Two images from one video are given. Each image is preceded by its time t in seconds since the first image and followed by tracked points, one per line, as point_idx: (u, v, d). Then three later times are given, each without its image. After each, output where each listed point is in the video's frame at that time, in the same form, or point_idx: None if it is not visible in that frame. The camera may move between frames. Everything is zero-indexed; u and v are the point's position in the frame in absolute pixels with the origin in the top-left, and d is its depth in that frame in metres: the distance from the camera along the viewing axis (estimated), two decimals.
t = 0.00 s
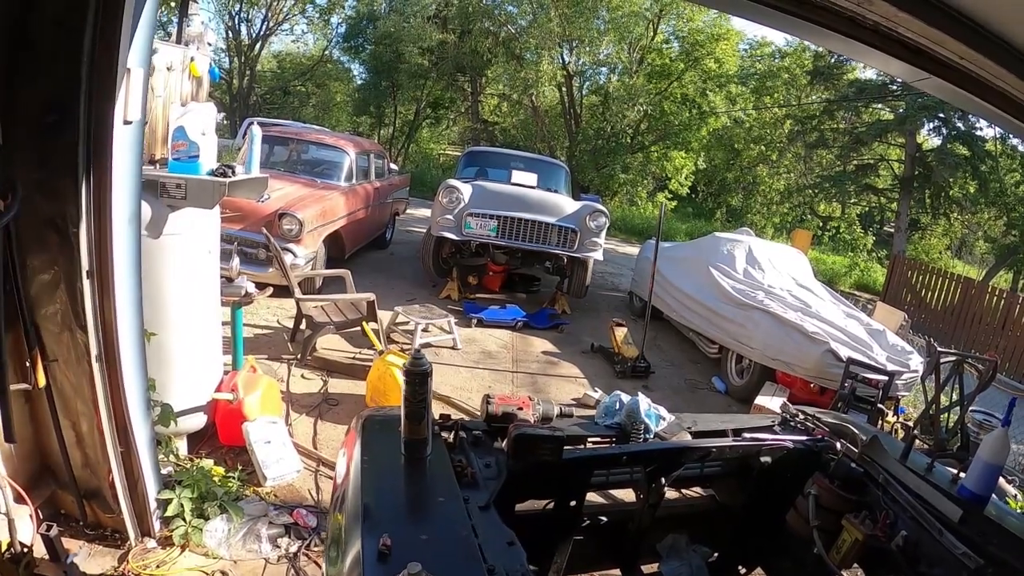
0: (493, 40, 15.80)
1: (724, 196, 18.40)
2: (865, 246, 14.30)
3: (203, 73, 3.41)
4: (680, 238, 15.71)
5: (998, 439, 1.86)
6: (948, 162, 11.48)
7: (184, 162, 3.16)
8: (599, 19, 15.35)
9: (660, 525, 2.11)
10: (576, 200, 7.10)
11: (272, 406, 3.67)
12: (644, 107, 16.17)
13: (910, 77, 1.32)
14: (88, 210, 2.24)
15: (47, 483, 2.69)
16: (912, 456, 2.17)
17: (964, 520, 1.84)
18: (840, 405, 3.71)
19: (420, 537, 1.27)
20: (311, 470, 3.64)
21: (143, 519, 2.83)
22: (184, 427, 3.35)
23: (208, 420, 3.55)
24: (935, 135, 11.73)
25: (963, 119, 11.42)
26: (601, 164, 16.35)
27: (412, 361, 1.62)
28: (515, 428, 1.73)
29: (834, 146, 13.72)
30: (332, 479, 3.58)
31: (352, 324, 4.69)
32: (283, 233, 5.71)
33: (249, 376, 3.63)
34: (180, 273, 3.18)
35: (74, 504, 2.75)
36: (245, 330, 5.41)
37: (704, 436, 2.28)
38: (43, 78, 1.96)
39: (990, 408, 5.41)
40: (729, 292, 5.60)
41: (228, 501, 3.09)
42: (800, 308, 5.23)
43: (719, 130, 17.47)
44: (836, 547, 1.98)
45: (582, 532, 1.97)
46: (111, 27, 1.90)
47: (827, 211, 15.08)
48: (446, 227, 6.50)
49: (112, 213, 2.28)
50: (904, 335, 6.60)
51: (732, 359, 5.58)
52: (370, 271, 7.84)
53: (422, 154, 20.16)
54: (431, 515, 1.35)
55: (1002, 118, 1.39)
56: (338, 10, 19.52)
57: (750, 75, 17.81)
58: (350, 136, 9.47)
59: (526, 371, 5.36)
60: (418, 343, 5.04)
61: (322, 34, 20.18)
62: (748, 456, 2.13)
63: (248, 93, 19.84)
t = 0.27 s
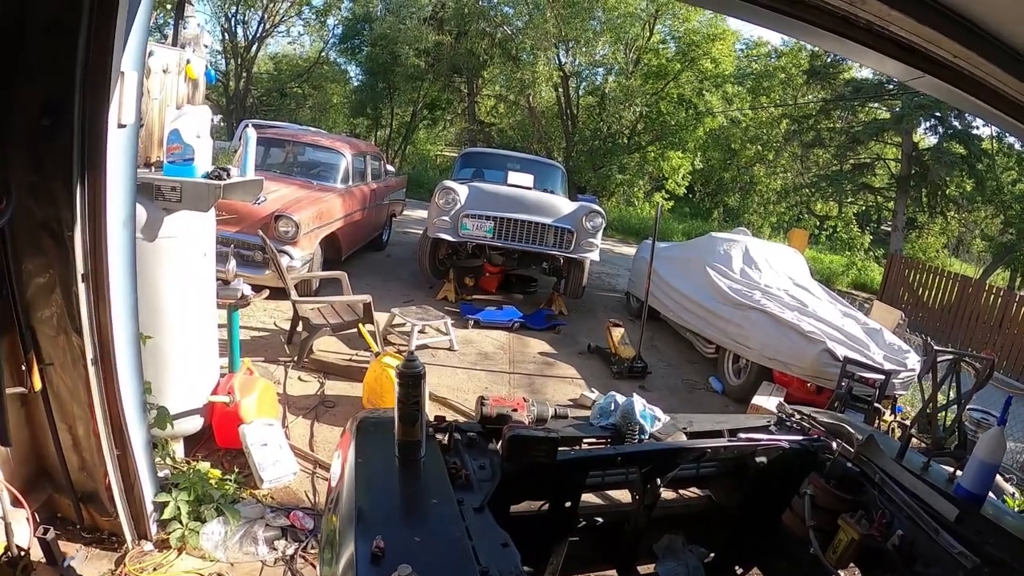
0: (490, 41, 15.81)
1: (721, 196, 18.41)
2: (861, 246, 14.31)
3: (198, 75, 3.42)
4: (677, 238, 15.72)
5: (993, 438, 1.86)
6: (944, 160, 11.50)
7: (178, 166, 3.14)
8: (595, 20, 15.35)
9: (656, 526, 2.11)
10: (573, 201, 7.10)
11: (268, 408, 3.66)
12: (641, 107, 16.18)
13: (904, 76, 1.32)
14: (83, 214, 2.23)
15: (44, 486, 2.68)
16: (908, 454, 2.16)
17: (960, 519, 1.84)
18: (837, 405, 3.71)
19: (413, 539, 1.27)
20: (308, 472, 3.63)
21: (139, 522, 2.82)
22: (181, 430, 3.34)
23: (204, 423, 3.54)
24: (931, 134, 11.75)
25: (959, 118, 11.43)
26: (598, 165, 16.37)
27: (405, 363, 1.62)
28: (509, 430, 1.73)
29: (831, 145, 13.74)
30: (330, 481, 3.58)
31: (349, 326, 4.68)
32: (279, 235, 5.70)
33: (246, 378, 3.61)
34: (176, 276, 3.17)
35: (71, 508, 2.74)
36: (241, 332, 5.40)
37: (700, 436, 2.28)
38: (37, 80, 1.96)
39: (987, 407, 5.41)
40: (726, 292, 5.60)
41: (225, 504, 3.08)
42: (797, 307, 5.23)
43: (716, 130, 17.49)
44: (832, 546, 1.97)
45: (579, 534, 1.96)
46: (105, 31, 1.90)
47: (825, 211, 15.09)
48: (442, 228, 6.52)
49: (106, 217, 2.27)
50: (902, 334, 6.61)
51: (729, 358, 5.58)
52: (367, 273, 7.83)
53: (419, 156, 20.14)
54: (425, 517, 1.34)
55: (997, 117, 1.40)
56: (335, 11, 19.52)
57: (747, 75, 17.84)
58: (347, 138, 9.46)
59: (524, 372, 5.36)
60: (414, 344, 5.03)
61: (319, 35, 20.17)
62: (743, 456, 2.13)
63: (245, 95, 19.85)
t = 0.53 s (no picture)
0: (487, 42, 15.80)
1: (719, 196, 18.43)
2: (860, 246, 14.37)
3: (197, 78, 3.39)
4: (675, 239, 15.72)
5: (994, 439, 1.85)
6: (941, 160, 11.52)
7: (177, 168, 3.16)
8: (592, 21, 15.34)
9: (657, 528, 2.10)
10: (571, 202, 7.10)
11: (268, 412, 3.65)
12: (639, 107, 16.17)
13: (903, 76, 1.32)
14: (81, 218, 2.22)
15: (43, 492, 2.67)
16: (909, 455, 2.16)
17: (962, 520, 1.84)
18: (836, 406, 3.71)
19: (414, 545, 1.26)
20: (308, 476, 3.62)
21: (139, 526, 2.81)
22: (180, 434, 3.32)
23: (204, 427, 3.53)
24: (929, 133, 11.77)
25: (957, 117, 11.44)
26: (596, 166, 16.38)
27: (405, 367, 1.61)
28: (510, 434, 1.73)
29: (829, 145, 13.76)
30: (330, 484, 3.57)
31: (348, 329, 4.68)
32: (278, 238, 5.69)
33: (245, 382, 3.58)
34: (175, 280, 3.17)
35: (70, 513, 2.73)
36: (240, 336, 5.40)
37: (701, 438, 2.28)
38: (34, 83, 1.96)
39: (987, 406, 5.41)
40: (725, 292, 5.60)
41: (225, 508, 3.06)
42: (796, 308, 5.23)
43: (714, 130, 17.51)
44: (834, 548, 1.97)
45: (580, 537, 1.95)
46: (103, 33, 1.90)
47: (823, 210, 15.10)
48: (441, 230, 6.52)
49: (104, 221, 2.26)
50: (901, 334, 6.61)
51: (729, 359, 5.58)
52: (365, 275, 7.83)
53: (417, 157, 20.13)
54: (426, 523, 1.34)
55: (996, 117, 1.40)
56: (332, 13, 19.51)
57: (745, 75, 17.85)
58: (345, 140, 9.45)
59: (523, 374, 5.35)
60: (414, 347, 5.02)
61: (317, 37, 20.16)
62: (745, 458, 2.14)
63: (243, 97, 19.86)
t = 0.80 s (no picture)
0: (486, 44, 15.82)
1: (718, 197, 18.46)
2: (860, 246, 14.44)
3: (197, 80, 3.41)
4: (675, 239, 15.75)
5: (996, 439, 1.86)
6: (941, 160, 11.54)
7: (179, 171, 3.15)
8: (592, 23, 15.35)
9: (660, 529, 2.10)
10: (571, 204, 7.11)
11: (270, 414, 3.65)
12: (638, 108, 16.19)
13: (903, 78, 1.33)
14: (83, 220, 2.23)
15: (45, 495, 2.67)
16: (911, 455, 2.17)
17: (964, 519, 1.84)
18: (837, 406, 3.72)
19: (420, 547, 1.27)
20: (310, 478, 3.62)
21: (142, 529, 2.81)
22: (183, 437, 3.33)
23: (206, 429, 3.53)
24: (929, 133, 11.79)
25: (956, 118, 11.45)
26: (596, 168, 16.39)
27: (410, 370, 1.62)
28: (514, 435, 1.74)
29: (828, 146, 13.78)
30: (332, 486, 3.58)
31: (349, 331, 4.68)
32: (279, 240, 5.70)
33: (247, 385, 3.61)
34: (178, 283, 3.18)
35: (72, 516, 2.73)
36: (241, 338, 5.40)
37: (703, 440, 2.29)
38: (36, 88, 1.96)
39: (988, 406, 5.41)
40: (725, 293, 5.60)
41: (228, 510, 3.07)
42: (797, 309, 5.24)
43: (714, 131, 17.53)
44: (836, 548, 1.97)
45: (583, 538, 1.96)
46: (105, 37, 1.91)
47: (823, 211, 15.12)
48: (441, 232, 6.52)
49: (105, 223, 2.26)
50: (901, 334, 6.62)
51: (730, 360, 5.58)
52: (366, 277, 7.84)
53: (417, 159, 20.13)
54: (431, 525, 1.34)
55: (994, 116, 1.42)
56: (332, 15, 19.54)
57: (744, 76, 17.89)
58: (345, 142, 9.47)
59: (524, 375, 5.36)
60: (415, 349, 5.03)
61: (316, 40, 20.20)
62: (747, 459, 2.15)
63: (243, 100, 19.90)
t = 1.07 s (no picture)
0: (485, 46, 15.83)
1: (716, 198, 18.50)
2: (858, 247, 14.39)
3: (196, 83, 3.42)
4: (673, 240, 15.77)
5: (993, 438, 1.87)
6: (939, 160, 11.56)
7: (179, 174, 3.14)
8: (590, 24, 15.34)
9: (660, 529, 2.11)
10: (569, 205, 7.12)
11: (269, 416, 3.66)
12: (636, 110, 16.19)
13: (898, 79, 1.34)
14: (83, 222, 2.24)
15: (46, 497, 2.68)
16: (908, 454, 2.18)
17: (961, 518, 1.86)
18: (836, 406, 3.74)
19: (420, 546, 1.28)
20: (310, 480, 3.63)
21: (142, 531, 2.82)
22: (182, 439, 3.34)
23: (206, 431, 3.53)
24: (926, 133, 11.83)
25: (953, 118, 11.46)
26: (594, 170, 16.40)
27: (409, 370, 1.63)
28: (513, 436, 1.75)
29: (826, 146, 13.80)
30: (331, 488, 3.58)
31: (348, 333, 4.69)
32: (278, 242, 5.71)
33: (246, 387, 3.62)
34: (177, 285, 3.18)
35: (73, 518, 2.74)
36: (241, 340, 5.41)
37: (701, 439, 2.30)
38: (36, 90, 1.97)
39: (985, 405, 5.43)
40: (724, 295, 5.61)
41: (228, 512, 3.08)
42: (795, 309, 5.26)
43: (712, 132, 17.55)
44: (834, 548, 1.98)
45: (582, 539, 1.96)
46: (106, 41, 1.92)
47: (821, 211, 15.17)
48: (440, 234, 6.53)
49: (107, 224, 2.28)
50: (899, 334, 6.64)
51: (728, 361, 5.60)
52: (365, 280, 7.85)
53: (415, 161, 20.11)
54: (431, 524, 1.35)
55: (989, 115, 1.43)
56: (330, 18, 19.56)
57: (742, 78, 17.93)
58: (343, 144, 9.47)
59: (523, 377, 5.36)
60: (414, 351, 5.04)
61: (315, 42, 20.20)
62: (745, 458, 2.16)
63: (241, 102, 19.92)
